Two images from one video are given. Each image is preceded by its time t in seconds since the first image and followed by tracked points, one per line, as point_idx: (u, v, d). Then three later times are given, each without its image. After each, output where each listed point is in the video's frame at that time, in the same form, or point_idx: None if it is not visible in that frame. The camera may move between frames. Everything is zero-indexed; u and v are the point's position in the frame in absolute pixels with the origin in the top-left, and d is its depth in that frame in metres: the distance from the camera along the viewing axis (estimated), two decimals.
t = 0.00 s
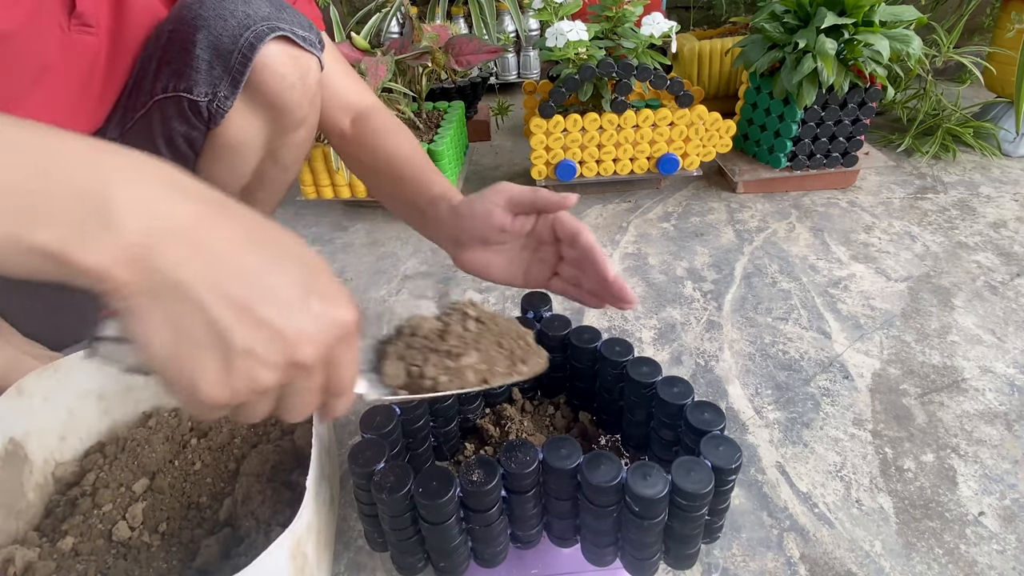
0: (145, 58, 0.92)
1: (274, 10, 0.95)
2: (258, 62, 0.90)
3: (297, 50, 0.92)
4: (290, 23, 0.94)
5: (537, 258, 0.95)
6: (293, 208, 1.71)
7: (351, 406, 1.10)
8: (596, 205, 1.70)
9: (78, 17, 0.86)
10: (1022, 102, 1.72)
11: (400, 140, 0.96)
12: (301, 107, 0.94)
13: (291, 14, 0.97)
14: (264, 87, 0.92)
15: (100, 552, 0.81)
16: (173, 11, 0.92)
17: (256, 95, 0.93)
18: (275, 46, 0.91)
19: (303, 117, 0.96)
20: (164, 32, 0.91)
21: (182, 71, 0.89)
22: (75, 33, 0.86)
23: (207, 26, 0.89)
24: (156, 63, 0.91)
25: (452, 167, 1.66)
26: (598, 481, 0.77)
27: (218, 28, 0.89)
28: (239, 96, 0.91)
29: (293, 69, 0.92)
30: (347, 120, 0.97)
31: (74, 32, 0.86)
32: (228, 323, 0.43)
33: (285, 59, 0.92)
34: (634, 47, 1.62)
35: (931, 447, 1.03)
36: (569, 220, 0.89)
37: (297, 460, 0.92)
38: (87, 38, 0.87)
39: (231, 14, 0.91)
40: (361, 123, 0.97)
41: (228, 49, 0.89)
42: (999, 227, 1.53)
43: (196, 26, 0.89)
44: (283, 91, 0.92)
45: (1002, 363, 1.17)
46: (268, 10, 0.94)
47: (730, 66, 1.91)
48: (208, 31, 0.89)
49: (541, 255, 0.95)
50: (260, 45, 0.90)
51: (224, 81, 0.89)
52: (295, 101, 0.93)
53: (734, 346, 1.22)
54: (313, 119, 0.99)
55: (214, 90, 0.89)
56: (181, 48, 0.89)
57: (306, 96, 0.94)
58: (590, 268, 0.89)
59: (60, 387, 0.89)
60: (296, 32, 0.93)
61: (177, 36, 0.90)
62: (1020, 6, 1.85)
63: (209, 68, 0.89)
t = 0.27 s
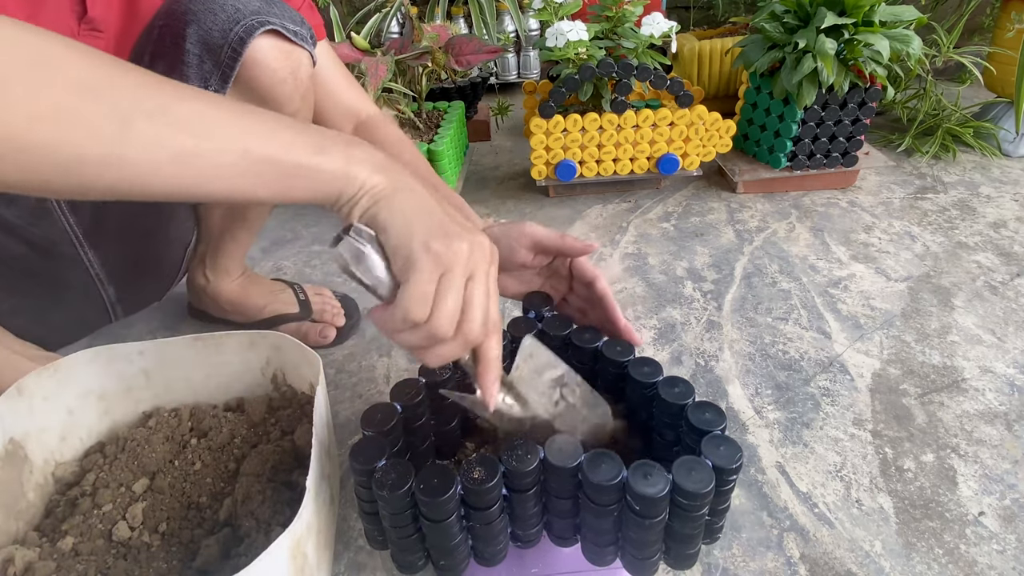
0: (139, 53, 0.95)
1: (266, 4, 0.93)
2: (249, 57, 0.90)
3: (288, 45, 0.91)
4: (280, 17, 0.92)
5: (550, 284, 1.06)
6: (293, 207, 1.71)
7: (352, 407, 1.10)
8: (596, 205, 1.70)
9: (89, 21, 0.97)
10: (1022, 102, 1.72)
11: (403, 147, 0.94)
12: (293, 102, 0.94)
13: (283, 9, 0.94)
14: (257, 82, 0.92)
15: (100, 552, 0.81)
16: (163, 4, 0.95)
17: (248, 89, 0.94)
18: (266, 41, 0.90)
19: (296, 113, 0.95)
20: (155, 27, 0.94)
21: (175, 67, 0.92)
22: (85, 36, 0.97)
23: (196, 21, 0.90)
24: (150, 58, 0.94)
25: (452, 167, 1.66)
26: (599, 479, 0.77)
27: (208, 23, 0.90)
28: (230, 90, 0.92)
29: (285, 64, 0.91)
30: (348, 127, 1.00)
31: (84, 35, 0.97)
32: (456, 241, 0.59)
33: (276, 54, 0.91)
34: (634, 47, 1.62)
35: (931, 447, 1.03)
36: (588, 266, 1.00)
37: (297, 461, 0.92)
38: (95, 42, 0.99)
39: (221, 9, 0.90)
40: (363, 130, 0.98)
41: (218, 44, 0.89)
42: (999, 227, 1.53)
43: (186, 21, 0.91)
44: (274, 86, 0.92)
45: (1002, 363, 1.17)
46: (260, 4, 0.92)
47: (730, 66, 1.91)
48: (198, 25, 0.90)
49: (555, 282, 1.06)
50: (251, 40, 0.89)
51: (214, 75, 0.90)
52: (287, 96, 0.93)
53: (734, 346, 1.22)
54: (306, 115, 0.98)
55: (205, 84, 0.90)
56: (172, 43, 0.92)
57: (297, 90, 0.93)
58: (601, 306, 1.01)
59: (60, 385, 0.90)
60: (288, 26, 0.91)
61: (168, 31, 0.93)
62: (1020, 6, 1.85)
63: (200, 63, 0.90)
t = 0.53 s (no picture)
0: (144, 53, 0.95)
1: (274, 6, 0.92)
2: (257, 59, 0.90)
3: (297, 47, 0.92)
4: (289, 20, 0.92)
5: (546, 286, 1.06)
6: (293, 207, 1.71)
7: (352, 407, 1.10)
8: (596, 205, 1.70)
9: (91, 19, 0.97)
10: (1022, 102, 1.72)
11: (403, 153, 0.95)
12: (299, 104, 0.95)
13: (291, 11, 0.94)
14: (265, 84, 0.93)
15: (100, 552, 0.81)
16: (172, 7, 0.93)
17: (256, 91, 0.94)
18: (275, 43, 0.90)
19: (302, 115, 0.97)
20: (166, 28, 0.91)
21: (182, 67, 0.90)
22: (87, 35, 0.97)
23: (206, 21, 0.89)
24: (156, 59, 0.92)
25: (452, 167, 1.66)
26: (600, 479, 0.77)
27: (218, 24, 0.89)
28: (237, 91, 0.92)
29: (292, 66, 0.92)
30: (348, 129, 1.00)
31: (86, 34, 0.97)
32: (470, 218, 0.65)
33: (285, 56, 0.92)
34: (634, 47, 1.62)
35: (931, 447, 1.03)
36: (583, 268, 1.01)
37: (297, 461, 0.92)
38: (97, 40, 0.98)
39: (231, 10, 0.89)
40: (362, 133, 0.99)
41: (228, 45, 0.88)
42: (999, 227, 1.53)
43: (196, 21, 0.89)
44: (282, 89, 0.93)
45: (1002, 363, 1.17)
46: (269, 7, 0.91)
47: (730, 66, 1.91)
48: (208, 26, 0.89)
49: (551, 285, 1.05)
50: (260, 41, 0.89)
51: (223, 77, 0.89)
52: (295, 98, 0.94)
53: (734, 346, 1.22)
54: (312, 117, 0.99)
55: (213, 85, 0.90)
56: (182, 44, 0.90)
57: (304, 93, 0.95)
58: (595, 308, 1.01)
59: (60, 385, 0.90)
60: (295, 29, 0.92)
61: (178, 31, 0.91)
62: (1020, 6, 1.85)
63: (209, 64, 0.89)
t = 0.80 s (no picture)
0: (147, 51, 0.95)
1: (277, 7, 0.92)
2: (260, 59, 0.89)
3: (298, 47, 0.91)
4: (291, 19, 0.92)
5: (545, 286, 1.06)
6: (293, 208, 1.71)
7: (351, 407, 1.10)
8: (596, 205, 1.70)
9: (96, 20, 0.97)
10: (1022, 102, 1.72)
11: (403, 154, 0.97)
12: (301, 104, 0.95)
13: (294, 12, 0.94)
14: (266, 84, 0.92)
15: (100, 552, 0.81)
16: (175, 6, 0.94)
17: (257, 91, 0.93)
18: (277, 43, 0.89)
19: (304, 114, 0.97)
20: (168, 27, 0.93)
21: (185, 67, 0.90)
22: (93, 36, 0.97)
23: (208, 21, 0.89)
24: (160, 58, 0.93)
25: (451, 167, 1.66)
26: (601, 479, 0.77)
27: (220, 24, 0.89)
28: (239, 91, 0.91)
29: (294, 66, 0.91)
30: (348, 128, 1.01)
31: (92, 35, 0.97)
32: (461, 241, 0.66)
33: (287, 56, 0.91)
34: (634, 47, 1.62)
35: (931, 447, 1.03)
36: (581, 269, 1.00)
37: (297, 461, 0.92)
38: (102, 41, 0.98)
39: (233, 10, 0.89)
40: (363, 133, 1.00)
41: (229, 45, 0.88)
42: (999, 227, 1.53)
43: (198, 21, 0.90)
44: (284, 89, 0.92)
45: (1002, 363, 1.17)
46: (270, 7, 0.91)
47: (730, 66, 1.91)
48: (209, 26, 0.89)
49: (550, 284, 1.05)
50: (262, 41, 0.88)
51: (224, 77, 0.89)
52: (297, 97, 0.94)
53: (734, 346, 1.22)
54: (313, 116, 0.99)
55: (214, 85, 0.89)
56: (183, 43, 0.90)
57: (305, 92, 0.94)
58: (594, 308, 1.01)
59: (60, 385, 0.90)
60: (298, 29, 0.91)
61: (180, 31, 0.91)
62: (1020, 6, 1.85)
63: (210, 64, 0.89)
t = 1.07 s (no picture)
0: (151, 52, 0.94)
1: (281, 8, 0.93)
2: (263, 60, 0.90)
3: (302, 48, 0.92)
4: (296, 21, 0.92)
5: (544, 286, 1.06)
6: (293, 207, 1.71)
7: (351, 406, 1.10)
8: (596, 205, 1.70)
9: (97, 20, 0.97)
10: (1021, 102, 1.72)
11: (403, 153, 0.97)
12: (304, 106, 0.95)
13: (298, 13, 0.95)
14: (270, 85, 0.92)
15: (100, 552, 0.81)
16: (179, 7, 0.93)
17: (260, 92, 0.93)
18: (281, 44, 0.90)
19: (306, 117, 0.97)
20: (172, 29, 0.92)
21: (189, 68, 0.90)
22: (94, 36, 0.97)
23: (213, 23, 0.90)
24: (163, 59, 0.92)
25: (452, 167, 1.66)
26: (601, 479, 0.77)
27: (224, 26, 0.89)
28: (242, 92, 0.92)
29: (297, 68, 0.92)
30: (348, 129, 1.01)
31: (93, 35, 0.97)
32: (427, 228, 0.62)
33: (290, 58, 0.91)
34: (634, 47, 1.62)
35: (931, 447, 1.03)
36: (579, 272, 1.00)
37: (297, 461, 0.92)
38: (103, 41, 0.98)
39: (238, 12, 0.89)
40: (363, 133, 1.00)
41: (234, 46, 0.88)
42: (999, 227, 1.53)
43: (203, 22, 0.90)
44: (287, 90, 0.93)
45: (1002, 363, 1.17)
46: (275, 8, 0.92)
47: (730, 66, 1.91)
48: (214, 27, 0.90)
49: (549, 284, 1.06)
50: (266, 43, 0.89)
51: (228, 78, 0.89)
52: (299, 99, 0.94)
53: (734, 346, 1.22)
54: (316, 118, 1.00)
55: (218, 87, 0.90)
56: (187, 44, 0.90)
57: (308, 94, 0.95)
58: (593, 308, 1.01)
59: (60, 385, 0.90)
60: (302, 31, 0.92)
61: (185, 31, 0.91)
62: (1020, 6, 1.85)
63: (214, 65, 0.90)
